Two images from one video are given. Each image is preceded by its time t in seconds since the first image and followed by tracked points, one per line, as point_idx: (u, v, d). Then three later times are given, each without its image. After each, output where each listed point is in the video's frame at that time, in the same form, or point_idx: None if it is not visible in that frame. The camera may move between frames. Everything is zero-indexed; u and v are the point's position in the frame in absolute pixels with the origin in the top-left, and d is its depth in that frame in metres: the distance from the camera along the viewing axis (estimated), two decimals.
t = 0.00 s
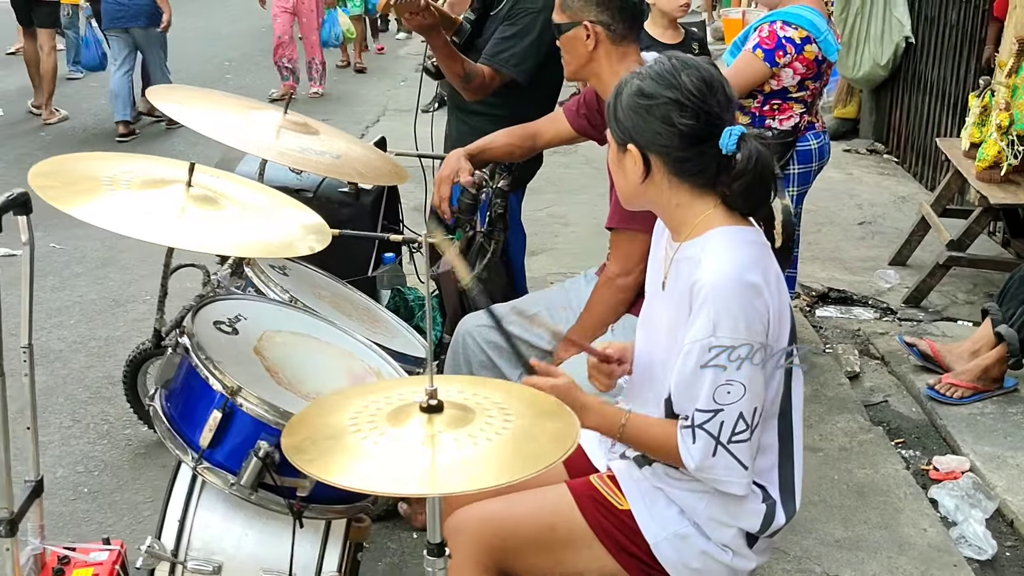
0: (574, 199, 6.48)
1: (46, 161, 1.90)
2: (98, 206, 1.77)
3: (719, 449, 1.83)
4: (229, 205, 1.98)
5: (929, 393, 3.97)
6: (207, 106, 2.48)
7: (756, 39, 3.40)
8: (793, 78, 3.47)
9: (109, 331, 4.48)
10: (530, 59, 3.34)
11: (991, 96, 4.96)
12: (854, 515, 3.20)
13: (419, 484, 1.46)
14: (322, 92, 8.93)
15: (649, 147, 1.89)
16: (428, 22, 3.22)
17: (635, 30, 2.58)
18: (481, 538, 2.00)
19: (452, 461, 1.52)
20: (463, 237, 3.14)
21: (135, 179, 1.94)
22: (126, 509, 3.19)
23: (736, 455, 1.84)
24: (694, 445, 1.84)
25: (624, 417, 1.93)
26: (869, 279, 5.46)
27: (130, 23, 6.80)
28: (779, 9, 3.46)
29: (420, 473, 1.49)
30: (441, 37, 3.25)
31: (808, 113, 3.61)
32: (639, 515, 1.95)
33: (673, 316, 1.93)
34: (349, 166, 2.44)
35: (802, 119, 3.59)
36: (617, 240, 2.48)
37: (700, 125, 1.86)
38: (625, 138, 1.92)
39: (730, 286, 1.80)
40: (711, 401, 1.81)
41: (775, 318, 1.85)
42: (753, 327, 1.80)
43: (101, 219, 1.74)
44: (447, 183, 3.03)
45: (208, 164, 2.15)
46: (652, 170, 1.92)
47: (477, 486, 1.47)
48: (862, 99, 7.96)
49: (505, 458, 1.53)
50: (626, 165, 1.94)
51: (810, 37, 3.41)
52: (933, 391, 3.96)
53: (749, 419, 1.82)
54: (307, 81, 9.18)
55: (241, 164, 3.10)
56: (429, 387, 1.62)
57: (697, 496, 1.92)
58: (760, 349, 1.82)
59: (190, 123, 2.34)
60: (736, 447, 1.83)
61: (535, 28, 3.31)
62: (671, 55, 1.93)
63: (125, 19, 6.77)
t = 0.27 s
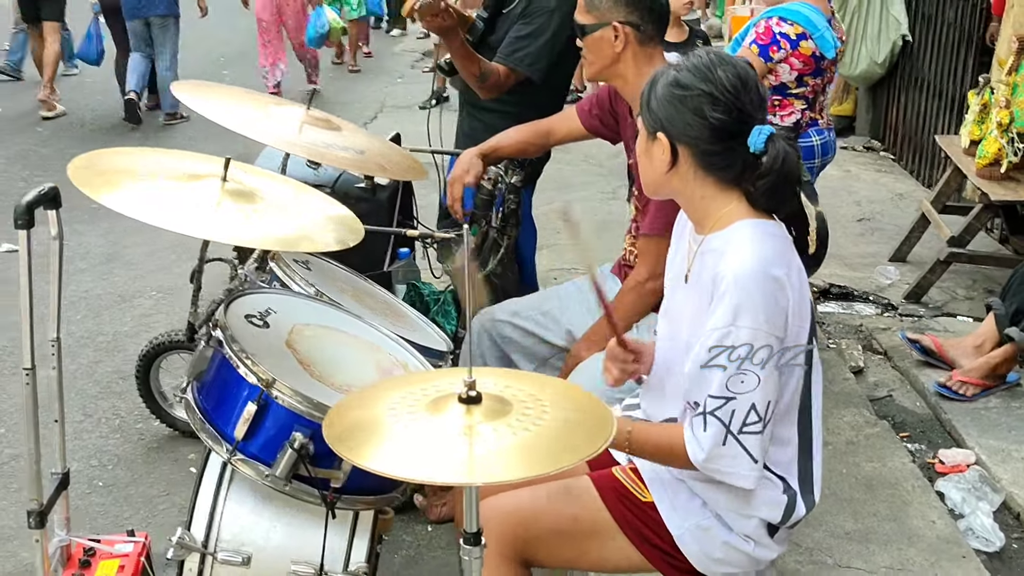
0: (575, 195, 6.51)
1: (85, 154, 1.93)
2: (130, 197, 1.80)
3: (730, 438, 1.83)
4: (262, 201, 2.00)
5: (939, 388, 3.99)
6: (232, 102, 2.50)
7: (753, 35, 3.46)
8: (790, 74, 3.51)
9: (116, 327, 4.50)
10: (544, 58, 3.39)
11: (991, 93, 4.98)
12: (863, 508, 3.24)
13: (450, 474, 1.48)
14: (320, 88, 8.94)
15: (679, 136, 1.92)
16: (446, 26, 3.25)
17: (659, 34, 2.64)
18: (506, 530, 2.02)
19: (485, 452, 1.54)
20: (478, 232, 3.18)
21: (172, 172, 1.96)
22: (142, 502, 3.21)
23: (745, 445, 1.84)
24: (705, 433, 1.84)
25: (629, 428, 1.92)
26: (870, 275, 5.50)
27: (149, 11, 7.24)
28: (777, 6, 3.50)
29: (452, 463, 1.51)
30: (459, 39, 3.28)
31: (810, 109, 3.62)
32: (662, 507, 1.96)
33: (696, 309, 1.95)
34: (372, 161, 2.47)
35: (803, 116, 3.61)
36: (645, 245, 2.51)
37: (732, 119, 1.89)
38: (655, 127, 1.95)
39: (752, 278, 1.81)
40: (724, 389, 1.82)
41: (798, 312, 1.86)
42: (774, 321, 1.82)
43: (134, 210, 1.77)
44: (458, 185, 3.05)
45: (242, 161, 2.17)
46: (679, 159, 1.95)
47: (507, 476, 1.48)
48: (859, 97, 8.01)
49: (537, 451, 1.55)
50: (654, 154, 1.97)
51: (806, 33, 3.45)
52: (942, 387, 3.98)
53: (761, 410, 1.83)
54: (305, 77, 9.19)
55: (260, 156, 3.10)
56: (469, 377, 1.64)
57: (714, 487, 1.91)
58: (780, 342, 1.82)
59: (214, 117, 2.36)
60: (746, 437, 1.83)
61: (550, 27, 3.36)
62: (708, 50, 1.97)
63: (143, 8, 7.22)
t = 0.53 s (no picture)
0: (576, 193, 6.50)
1: (110, 152, 1.95)
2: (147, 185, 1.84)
3: (769, 435, 1.85)
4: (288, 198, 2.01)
5: (944, 385, 4.00)
6: (249, 99, 2.51)
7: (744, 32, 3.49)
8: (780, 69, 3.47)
9: (120, 326, 4.48)
10: (557, 53, 3.41)
11: (992, 90, 4.96)
12: (874, 504, 3.24)
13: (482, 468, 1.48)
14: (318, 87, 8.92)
15: (698, 135, 1.92)
16: (462, 18, 3.23)
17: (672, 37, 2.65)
18: (531, 524, 2.04)
19: (514, 446, 1.53)
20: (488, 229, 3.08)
21: (198, 169, 1.98)
22: (153, 501, 3.20)
23: (785, 441, 1.86)
24: (744, 433, 1.85)
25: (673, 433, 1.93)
26: (872, 272, 5.51)
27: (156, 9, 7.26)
28: (772, 2, 3.51)
29: (481, 456, 1.51)
30: (474, 30, 3.26)
31: (810, 105, 3.55)
32: (687, 501, 1.97)
33: (715, 306, 1.95)
34: (388, 157, 2.46)
35: (802, 112, 3.53)
36: (662, 246, 2.49)
37: (751, 119, 1.89)
38: (676, 125, 1.95)
39: (773, 275, 1.82)
40: (758, 388, 1.83)
41: (819, 306, 1.86)
42: (797, 315, 1.82)
43: (160, 204, 1.79)
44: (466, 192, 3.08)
45: (265, 158, 2.19)
46: (697, 157, 1.95)
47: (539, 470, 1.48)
48: (857, 95, 8.01)
49: (566, 445, 1.55)
50: (673, 151, 1.97)
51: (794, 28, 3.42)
52: (946, 384, 3.99)
53: (797, 405, 1.84)
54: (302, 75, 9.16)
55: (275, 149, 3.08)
56: (498, 372, 1.64)
57: (743, 482, 1.93)
58: (804, 337, 1.83)
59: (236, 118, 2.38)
60: (785, 433, 1.85)
61: (563, 23, 3.38)
62: (730, 48, 1.96)
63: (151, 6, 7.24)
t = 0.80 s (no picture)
0: (579, 195, 6.53)
1: (143, 153, 2.06)
2: (169, 184, 1.93)
3: (795, 432, 1.87)
4: (313, 199, 2.10)
5: (950, 385, 4.02)
6: (271, 100, 2.57)
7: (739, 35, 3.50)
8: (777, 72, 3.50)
9: (130, 327, 4.50)
10: (568, 58, 3.44)
11: (995, 92, 4.96)
12: (884, 502, 3.27)
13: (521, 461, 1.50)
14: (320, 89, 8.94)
15: (723, 137, 1.95)
16: (475, 28, 3.24)
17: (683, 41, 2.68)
18: (553, 521, 2.06)
19: (549, 440, 1.56)
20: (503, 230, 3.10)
21: (227, 168, 2.09)
22: (169, 500, 3.22)
23: (811, 439, 1.88)
24: (771, 431, 1.89)
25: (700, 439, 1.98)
26: (876, 272, 5.53)
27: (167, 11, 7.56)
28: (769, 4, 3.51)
29: (519, 450, 1.53)
30: (485, 39, 3.29)
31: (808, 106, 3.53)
32: (707, 498, 1.99)
33: (739, 305, 1.98)
34: (407, 158, 2.50)
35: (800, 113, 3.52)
36: (672, 248, 2.51)
37: (776, 122, 1.92)
38: (700, 127, 1.97)
39: (801, 274, 1.85)
40: (785, 386, 1.86)
41: (843, 305, 1.90)
42: (825, 313, 1.85)
43: (190, 206, 1.87)
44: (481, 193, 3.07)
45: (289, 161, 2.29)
46: (722, 159, 1.98)
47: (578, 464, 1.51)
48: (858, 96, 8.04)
49: (599, 440, 1.57)
50: (696, 153, 2.00)
51: (787, 30, 3.41)
52: (952, 383, 4.01)
53: (823, 403, 1.86)
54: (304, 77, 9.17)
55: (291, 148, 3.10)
56: (526, 370, 1.66)
57: (763, 479, 1.96)
58: (830, 336, 1.86)
59: (256, 115, 2.41)
60: (811, 431, 1.87)
61: (573, 27, 3.41)
62: (753, 51, 1.99)
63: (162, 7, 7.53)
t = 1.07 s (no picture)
0: (582, 198, 6.54)
1: (160, 157, 2.07)
2: (184, 184, 1.94)
3: (813, 432, 1.89)
4: (328, 201, 2.11)
5: (954, 386, 4.03)
6: (283, 102, 2.58)
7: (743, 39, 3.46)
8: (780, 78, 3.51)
9: (136, 330, 4.51)
10: (573, 60, 3.45)
11: (997, 94, 4.95)
12: (891, 502, 3.28)
13: (546, 461, 1.51)
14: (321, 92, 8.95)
15: (740, 139, 1.96)
16: (482, 30, 3.29)
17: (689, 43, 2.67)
18: (568, 521, 2.07)
19: (570, 440, 1.57)
20: (511, 232, 3.10)
21: (244, 171, 2.10)
22: (177, 503, 3.22)
23: (829, 438, 1.89)
24: (788, 430, 1.90)
25: (713, 440, 2.00)
26: (879, 274, 5.54)
27: (179, 12, 7.52)
28: (772, 9, 3.49)
29: (541, 450, 1.54)
30: (492, 42, 3.33)
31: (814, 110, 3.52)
32: (720, 497, 2.01)
33: (755, 306, 1.99)
34: (419, 160, 2.51)
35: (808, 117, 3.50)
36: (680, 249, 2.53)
37: (793, 123, 1.93)
38: (716, 129, 1.99)
39: (818, 275, 1.86)
40: (803, 386, 1.87)
41: (859, 305, 1.91)
42: (843, 314, 1.86)
43: (206, 206, 1.88)
44: (490, 195, 3.11)
45: (305, 165, 2.29)
46: (738, 161, 1.99)
47: (602, 463, 1.52)
48: (858, 98, 8.05)
49: (619, 439, 1.59)
50: (713, 155, 2.01)
51: (795, 34, 3.41)
52: (956, 384, 4.02)
53: (840, 403, 1.88)
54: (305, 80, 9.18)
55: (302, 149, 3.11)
56: (545, 370, 1.67)
57: (777, 479, 1.98)
58: (848, 335, 1.87)
59: (266, 119, 2.42)
60: (829, 430, 1.89)
61: (578, 29, 3.42)
62: (768, 52, 2.00)
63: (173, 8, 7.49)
